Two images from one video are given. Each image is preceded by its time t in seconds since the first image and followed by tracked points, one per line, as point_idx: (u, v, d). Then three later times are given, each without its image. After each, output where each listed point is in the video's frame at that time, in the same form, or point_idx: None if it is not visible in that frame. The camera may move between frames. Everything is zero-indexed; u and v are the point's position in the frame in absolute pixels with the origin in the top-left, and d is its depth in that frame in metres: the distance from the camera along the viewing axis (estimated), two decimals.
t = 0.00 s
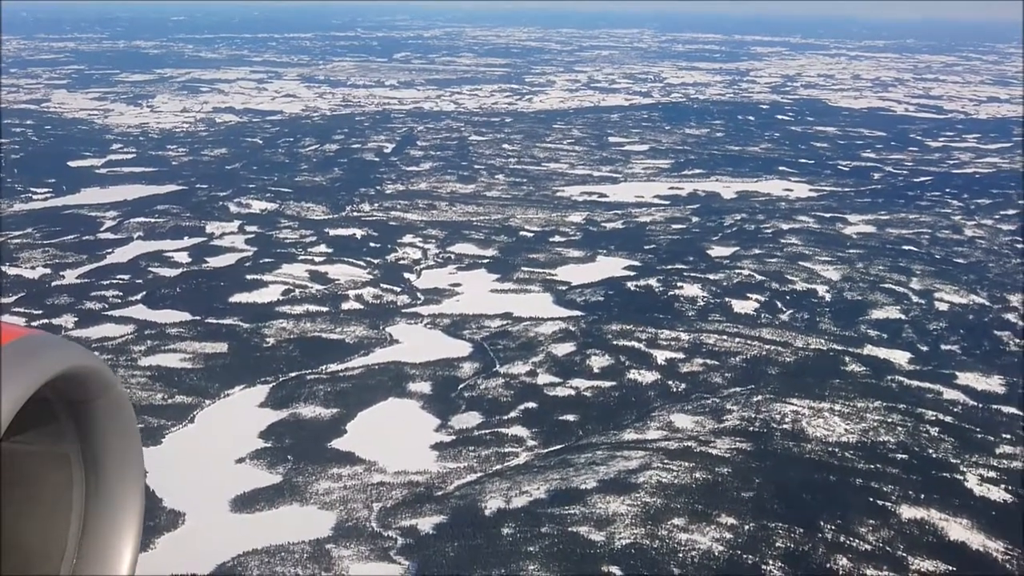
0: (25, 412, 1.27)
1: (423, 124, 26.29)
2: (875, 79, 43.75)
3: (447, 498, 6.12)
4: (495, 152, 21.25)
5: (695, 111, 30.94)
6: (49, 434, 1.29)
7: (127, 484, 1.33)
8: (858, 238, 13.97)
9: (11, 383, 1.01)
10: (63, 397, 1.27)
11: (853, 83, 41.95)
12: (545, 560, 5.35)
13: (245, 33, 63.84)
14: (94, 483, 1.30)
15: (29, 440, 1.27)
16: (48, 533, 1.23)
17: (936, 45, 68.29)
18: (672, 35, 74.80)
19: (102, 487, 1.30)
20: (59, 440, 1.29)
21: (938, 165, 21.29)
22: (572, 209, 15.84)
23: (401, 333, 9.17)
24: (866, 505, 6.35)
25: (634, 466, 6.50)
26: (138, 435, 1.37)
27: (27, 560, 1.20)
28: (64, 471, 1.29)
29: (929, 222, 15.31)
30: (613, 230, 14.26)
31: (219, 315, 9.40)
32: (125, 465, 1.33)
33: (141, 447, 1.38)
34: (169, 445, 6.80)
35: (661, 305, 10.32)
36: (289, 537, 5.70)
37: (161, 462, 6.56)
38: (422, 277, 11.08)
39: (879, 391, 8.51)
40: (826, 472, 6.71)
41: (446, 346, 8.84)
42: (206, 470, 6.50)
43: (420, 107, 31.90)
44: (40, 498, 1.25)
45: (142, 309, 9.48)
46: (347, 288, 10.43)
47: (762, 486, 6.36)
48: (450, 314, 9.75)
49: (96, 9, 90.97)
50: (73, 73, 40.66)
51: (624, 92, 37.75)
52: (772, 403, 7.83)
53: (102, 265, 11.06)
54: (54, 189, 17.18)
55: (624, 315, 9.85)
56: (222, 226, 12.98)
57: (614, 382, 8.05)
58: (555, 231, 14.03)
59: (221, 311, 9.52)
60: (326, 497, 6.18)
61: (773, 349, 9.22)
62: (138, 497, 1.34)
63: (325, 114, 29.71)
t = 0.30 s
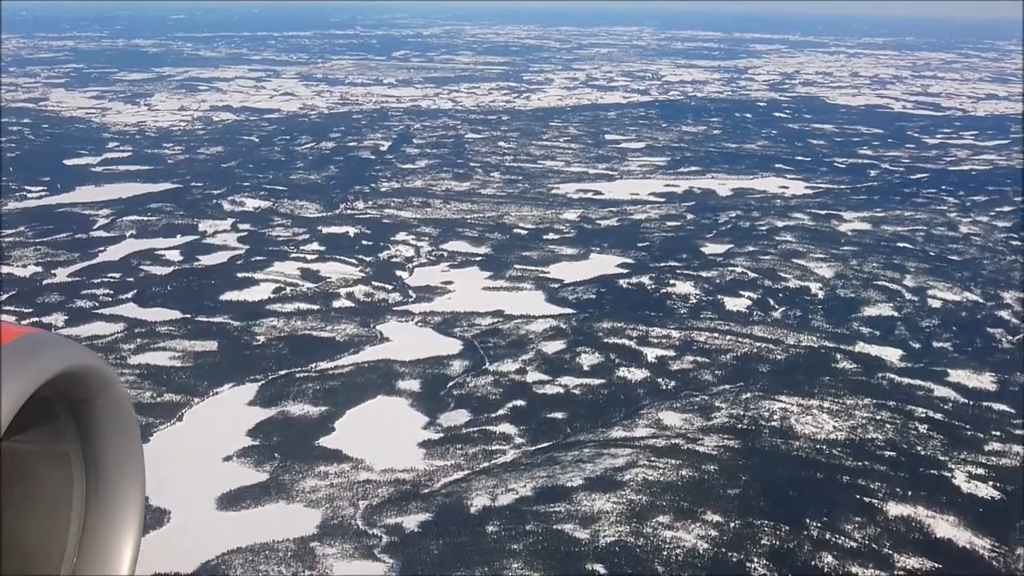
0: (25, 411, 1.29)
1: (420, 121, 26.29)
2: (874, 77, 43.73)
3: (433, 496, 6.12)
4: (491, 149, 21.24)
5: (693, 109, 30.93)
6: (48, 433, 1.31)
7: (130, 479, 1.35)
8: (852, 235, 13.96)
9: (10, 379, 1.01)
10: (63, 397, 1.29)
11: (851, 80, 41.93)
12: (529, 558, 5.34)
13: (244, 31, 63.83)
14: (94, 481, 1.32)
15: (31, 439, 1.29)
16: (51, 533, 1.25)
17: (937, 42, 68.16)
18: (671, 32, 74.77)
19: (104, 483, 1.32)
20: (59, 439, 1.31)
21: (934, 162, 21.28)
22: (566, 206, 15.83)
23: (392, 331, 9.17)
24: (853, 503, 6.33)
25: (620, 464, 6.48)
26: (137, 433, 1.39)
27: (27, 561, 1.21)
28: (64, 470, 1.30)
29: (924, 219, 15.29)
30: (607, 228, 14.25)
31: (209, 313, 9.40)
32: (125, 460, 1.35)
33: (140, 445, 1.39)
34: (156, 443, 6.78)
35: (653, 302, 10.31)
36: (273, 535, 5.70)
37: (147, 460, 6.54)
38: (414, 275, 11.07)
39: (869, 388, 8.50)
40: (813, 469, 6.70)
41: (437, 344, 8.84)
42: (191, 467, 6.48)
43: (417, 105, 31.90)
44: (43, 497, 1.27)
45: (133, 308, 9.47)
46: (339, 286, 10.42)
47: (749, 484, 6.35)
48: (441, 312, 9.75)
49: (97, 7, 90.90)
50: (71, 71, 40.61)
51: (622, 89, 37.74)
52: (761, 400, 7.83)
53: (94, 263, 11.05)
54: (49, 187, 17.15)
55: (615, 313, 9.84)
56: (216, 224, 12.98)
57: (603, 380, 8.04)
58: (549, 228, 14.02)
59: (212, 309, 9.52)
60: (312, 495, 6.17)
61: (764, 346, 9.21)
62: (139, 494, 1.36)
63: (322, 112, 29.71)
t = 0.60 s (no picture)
0: (29, 416, 1.37)
1: (417, 120, 26.25)
2: (873, 74, 43.67)
3: (419, 495, 6.11)
4: (487, 147, 21.20)
5: (691, 106, 30.87)
6: (50, 438, 1.39)
7: (128, 481, 1.43)
8: (846, 233, 13.95)
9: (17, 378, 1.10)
10: (67, 400, 1.38)
11: (850, 78, 41.85)
12: (513, 556, 5.33)
13: (243, 30, 63.70)
14: (94, 483, 1.41)
15: (34, 439, 1.37)
16: (52, 531, 1.34)
17: (937, 39, 68.03)
18: (671, 29, 74.63)
19: (103, 484, 1.41)
20: (62, 441, 1.40)
21: (931, 160, 21.25)
22: (561, 205, 15.81)
23: (383, 329, 9.16)
24: (840, 500, 6.33)
25: (608, 462, 6.48)
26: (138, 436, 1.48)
27: (30, 560, 1.30)
28: (65, 472, 1.39)
29: (919, 216, 15.27)
30: (601, 226, 14.23)
31: (200, 312, 9.40)
32: (123, 463, 1.44)
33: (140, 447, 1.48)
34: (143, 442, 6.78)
35: (645, 301, 10.30)
36: (258, 534, 5.70)
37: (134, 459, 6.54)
38: (406, 273, 11.07)
39: (859, 386, 8.50)
40: (801, 468, 6.69)
41: (427, 342, 8.84)
42: (178, 466, 6.48)
43: (415, 103, 31.86)
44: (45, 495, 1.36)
45: (124, 307, 9.47)
46: (330, 284, 10.41)
47: (735, 482, 6.34)
48: (433, 310, 9.74)
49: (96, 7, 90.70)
50: (69, 70, 40.51)
51: (620, 87, 37.67)
52: (750, 398, 7.82)
53: (86, 262, 11.04)
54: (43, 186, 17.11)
55: (607, 311, 9.83)
56: (209, 223, 12.97)
57: (592, 378, 8.03)
58: (543, 227, 14.00)
59: (203, 308, 9.51)
60: (298, 494, 6.17)
61: (755, 344, 9.20)
62: (136, 495, 1.45)
63: (319, 110, 29.66)
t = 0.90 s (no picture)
0: (24, 409, 1.31)
1: (413, 119, 26.22)
2: (872, 72, 43.65)
3: (405, 493, 6.11)
4: (483, 146, 21.20)
5: (688, 105, 30.85)
6: (48, 432, 1.33)
7: (130, 479, 1.37)
8: (840, 231, 13.94)
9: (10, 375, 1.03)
10: (63, 395, 1.31)
11: (849, 76, 41.83)
12: (496, 555, 5.33)
13: (242, 28, 63.68)
14: (94, 481, 1.34)
15: (30, 437, 1.31)
16: (50, 532, 1.27)
17: (937, 36, 68.03)
18: (670, 27, 74.55)
19: (104, 482, 1.35)
20: (61, 438, 1.34)
21: (927, 158, 21.25)
22: (555, 203, 15.80)
23: (373, 328, 9.16)
24: (826, 499, 6.33)
25: (594, 460, 6.47)
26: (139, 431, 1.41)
27: (28, 561, 1.23)
28: (65, 471, 1.33)
29: (913, 214, 15.26)
30: (595, 224, 14.22)
31: (191, 311, 9.40)
32: (124, 460, 1.37)
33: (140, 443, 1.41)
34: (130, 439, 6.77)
35: (637, 299, 10.29)
36: (243, 533, 5.69)
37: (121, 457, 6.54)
38: (398, 272, 11.07)
39: (849, 384, 8.48)
40: (788, 466, 6.68)
41: (417, 341, 8.84)
42: (164, 464, 6.47)
43: (412, 102, 31.85)
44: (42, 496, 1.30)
45: (115, 306, 9.48)
46: (322, 283, 10.41)
47: (721, 481, 6.34)
48: (424, 309, 9.73)
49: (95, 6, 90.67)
50: (67, 70, 40.53)
51: (618, 86, 37.66)
52: (739, 396, 7.82)
53: (78, 261, 11.05)
54: (38, 185, 17.13)
55: (598, 310, 9.83)
56: (202, 222, 12.95)
57: (581, 376, 8.02)
58: (537, 225, 13.99)
59: (193, 307, 9.51)
60: (284, 493, 6.17)
61: (745, 343, 9.19)
62: (138, 493, 1.38)
63: (316, 109, 29.66)
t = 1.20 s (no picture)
0: (26, 410, 1.37)
1: (410, 117, 26.18)
2: (871, 70, 43.59)
3: (391, 492, 6.11)
4: (479, 145, 21.17)
5: (686, 103, 30.82)
6: (48, 432, 1.39)
7: (128, 478, 1.43)
8: (835, 229, 13.93)
9: (18, 373, 1.09)
10: (63, 395, 1.37)
11: (847, 74, 41.76)
12: (479, 553, 5.33)
13: (241, 27, 63.63)
14: (94, 479, 1.40)
15: (31, 437, 1.37)
16: (49, 531, 1.33)
17: (937, 34, 67.97)
18: (670, 26, 74.42)
19: (103, 479, 1.41)
20: (60, 438, 1.40)
21: (924, 156, 21.23)
22: (550, 202, 15.77)
23: (364, 327, 9.15)
24: (813, 496, 6.33)
25: (581, 459, 6.47)
26: (138, 431, 1.47)
27: (28, 560, 1.29)
28: (65, 470, 1.39)
29: (909, 212, 15.24)
30: (589, 223, 14.20)
31: (181, 311, 9.39)
32: (122, 459, 1.43)
33: (139, 442, 1.47)
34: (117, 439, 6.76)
35: (629, 298, 10.27)
36: (228, 532, 5.68)
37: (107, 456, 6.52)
38: (391, 270, 11.06)
39: (839, 382, 8.48)
40: (775, 464, 6.68)
41: (408, 339, 8.83)
42: (150, 463, 6.46)
43: (409, 101, 31.81)
44: (42, 495, 1.36)
45: (106, 305, 9.47)
46: (313, 282, 10.41)
47: (708, 479, 6.33)
48: (415, 308, 9.72)
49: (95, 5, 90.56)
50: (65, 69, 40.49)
51: (616, 84, 37.60)
52: (728, 395, 7.81)
53: (70, 260, 11.05)
54: (33, 185, 17.12)
55: (589, 308, 9.81)
56: (195, 221, 12.94)
57: (571, 375, 8.00)
58: (531, 224, 13.98)
59: (184, 306, 9.50)
60: (270, 492, 6.17)
61: (736, 341, 9.17)
62: (137, 490, 1.44)
63: (314, 108, 29.63)
